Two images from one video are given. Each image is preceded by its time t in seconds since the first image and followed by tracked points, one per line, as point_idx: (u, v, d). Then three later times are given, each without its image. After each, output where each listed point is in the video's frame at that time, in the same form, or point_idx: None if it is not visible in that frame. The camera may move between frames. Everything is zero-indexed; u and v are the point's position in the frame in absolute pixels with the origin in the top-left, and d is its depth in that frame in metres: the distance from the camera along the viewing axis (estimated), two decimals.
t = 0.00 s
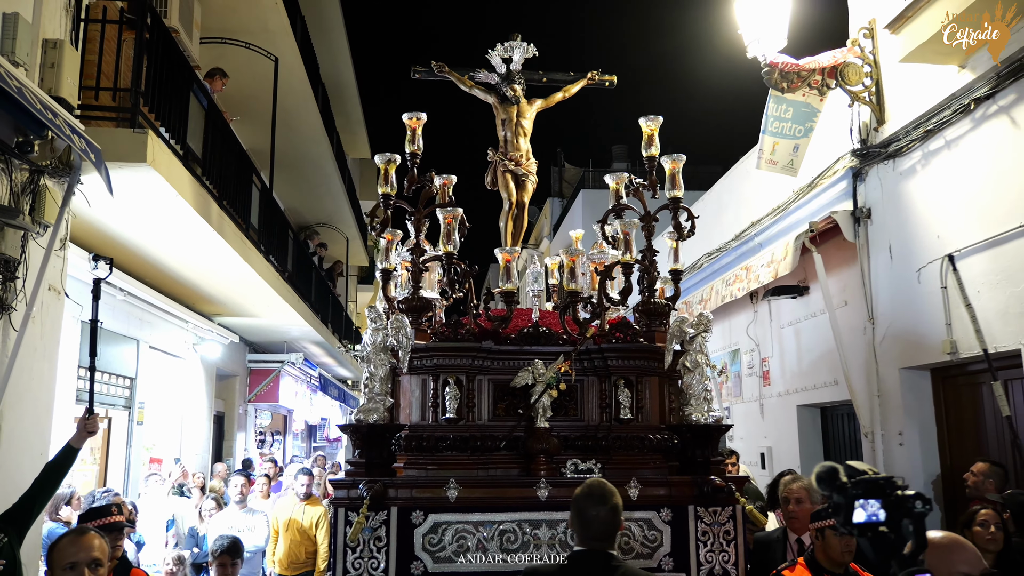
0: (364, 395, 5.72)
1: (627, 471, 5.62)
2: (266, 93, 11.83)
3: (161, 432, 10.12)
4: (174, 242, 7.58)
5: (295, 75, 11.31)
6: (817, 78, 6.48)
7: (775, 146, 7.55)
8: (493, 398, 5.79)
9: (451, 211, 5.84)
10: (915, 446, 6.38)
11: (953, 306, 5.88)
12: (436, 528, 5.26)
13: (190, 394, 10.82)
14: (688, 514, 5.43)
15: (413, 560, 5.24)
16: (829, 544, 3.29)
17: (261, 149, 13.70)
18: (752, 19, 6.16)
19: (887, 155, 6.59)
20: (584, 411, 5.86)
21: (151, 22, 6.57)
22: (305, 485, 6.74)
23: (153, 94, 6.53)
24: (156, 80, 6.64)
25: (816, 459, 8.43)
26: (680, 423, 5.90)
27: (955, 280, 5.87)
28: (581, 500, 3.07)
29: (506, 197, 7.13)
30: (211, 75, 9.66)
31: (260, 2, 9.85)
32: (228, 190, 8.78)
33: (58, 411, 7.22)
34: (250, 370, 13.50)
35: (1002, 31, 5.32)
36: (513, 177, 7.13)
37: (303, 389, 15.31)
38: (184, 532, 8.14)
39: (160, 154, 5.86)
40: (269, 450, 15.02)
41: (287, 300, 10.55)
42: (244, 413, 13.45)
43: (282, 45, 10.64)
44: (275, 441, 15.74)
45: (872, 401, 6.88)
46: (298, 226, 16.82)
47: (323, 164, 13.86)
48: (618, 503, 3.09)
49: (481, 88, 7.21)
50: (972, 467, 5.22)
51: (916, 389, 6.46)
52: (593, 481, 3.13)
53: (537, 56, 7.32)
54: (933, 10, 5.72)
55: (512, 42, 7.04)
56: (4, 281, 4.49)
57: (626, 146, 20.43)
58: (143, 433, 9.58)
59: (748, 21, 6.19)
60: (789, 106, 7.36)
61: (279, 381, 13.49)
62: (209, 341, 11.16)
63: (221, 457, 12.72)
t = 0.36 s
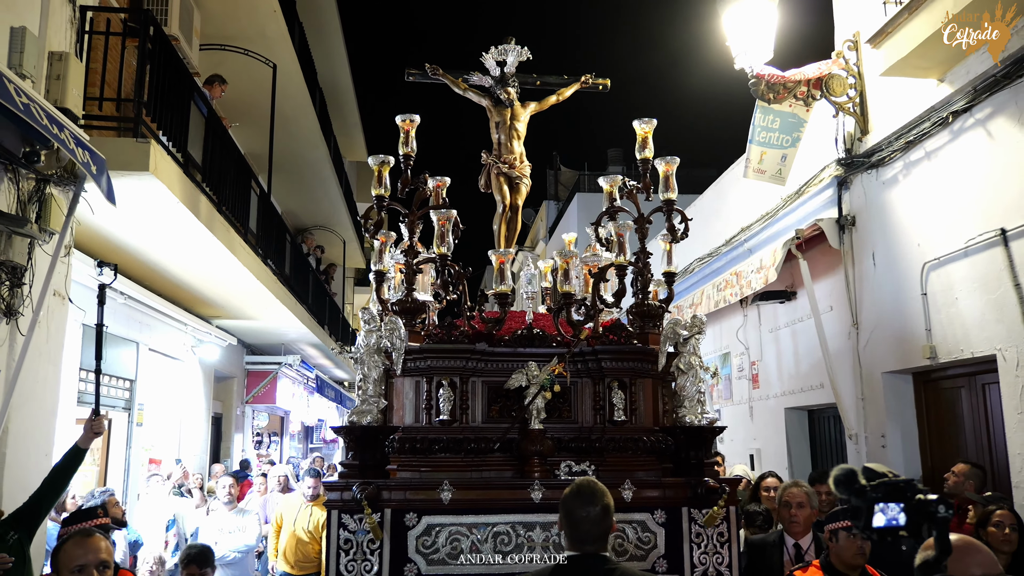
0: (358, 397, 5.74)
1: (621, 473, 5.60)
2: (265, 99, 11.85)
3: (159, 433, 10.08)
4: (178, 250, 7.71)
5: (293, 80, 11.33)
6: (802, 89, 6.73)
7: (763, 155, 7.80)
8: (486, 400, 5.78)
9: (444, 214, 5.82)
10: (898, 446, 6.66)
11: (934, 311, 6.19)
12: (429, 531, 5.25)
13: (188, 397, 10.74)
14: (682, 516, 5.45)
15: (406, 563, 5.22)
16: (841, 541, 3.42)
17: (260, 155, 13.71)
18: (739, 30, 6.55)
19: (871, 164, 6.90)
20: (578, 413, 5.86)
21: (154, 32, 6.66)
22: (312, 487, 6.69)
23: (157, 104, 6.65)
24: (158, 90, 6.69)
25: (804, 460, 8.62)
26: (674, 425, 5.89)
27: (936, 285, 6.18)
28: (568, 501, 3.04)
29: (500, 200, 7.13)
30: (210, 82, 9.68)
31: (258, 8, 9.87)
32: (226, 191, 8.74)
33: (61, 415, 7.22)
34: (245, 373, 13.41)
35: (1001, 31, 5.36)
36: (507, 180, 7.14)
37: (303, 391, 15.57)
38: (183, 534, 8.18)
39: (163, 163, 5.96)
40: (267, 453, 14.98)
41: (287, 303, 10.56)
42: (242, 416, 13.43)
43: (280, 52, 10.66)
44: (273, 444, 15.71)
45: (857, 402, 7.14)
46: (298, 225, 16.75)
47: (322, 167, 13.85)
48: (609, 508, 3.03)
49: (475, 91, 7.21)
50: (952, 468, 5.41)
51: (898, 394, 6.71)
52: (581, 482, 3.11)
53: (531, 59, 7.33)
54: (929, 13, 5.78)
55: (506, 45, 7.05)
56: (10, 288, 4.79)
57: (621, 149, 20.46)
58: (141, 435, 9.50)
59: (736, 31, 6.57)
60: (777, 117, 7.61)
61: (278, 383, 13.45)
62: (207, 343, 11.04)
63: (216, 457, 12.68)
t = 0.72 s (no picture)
0: (349, 398, 5.61)
1: (617, 476, 5.55)
2: (268, 105, 11.79)
3: (163, 433, 10.00)
4: (181, 254, 7.74)
5: (297, 87, 11.27)
6: (796, 98, 6.80)
7: (760, 165, 7.73)
8: (479, 401, 5.74)
9: (437, 213, 5.78)
10: (888, 449, 6.62)
11: (923, 317, 6.16)
12: (420, 533, 5.19)
13: (194, 399, 10.73)
14: (676, 520, 5.38)
15: (397, 565, 5.16)
16: (856, 547, 3.40)
17: (262, 158, 13.63)
18: (734, 39, 6.44)
19: (863, 172, 6.82)
20: (572, 415, 5.80)
21: (162, 42, 6.68)
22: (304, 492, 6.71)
23: (164, 115, 6.64)
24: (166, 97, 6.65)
25: (799, 465, 8.58)
26: (668, 427, 5.86)
27: (926, 292, 6.14)
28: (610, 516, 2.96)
29: (495, 200, 7.08)
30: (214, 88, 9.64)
31: (262, 16, 9.80)
32: (230, 197, 8.64)
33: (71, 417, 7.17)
34: (250, 374, 13.40)
35: (1001, 31, 5.31)
36: (502, 179, 7.08)
37: (303, 393, 15.42)
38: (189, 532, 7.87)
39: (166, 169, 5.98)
40: (267, 454, 14.90)
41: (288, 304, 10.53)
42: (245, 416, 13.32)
43: (284, 59, 10.62)
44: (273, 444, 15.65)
45: (849, 404, 7.11)
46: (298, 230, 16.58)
47: (323, 169, 13.77)
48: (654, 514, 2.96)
49: (469, 89, 7.15)
50: (941, 471, 5.37)
51: (889, 396, 6.68)
52: (626, 490, 3.03)
53: (525, 58, 7.27)
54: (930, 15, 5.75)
55: (500, 43, 6.99)
56: (26, 292, 5.16)
57: (620, 152, 20.42)
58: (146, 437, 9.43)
59: (730, 40, 6.45)
60: (772, 126, 7.54)
61: (279, 384, 13.37)
62: (211, 345, 11.02)
63: (221, 458, 12.64)
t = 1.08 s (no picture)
0: (349, 398, 5.61)
1: (617, 477, 5.53)
2: (272, 111, 11.83)
3: (169, 436, 10.03)
4: (192, 262, 7.89)
5: (301, 92, 11.32)
6: (791, 108, 6.87)
7: (760, 173, 7.89)
8: (479, 402, 5.74)
9: (437, 214, 5.76)
10: (881, 451, 6.71)
11: (913, 322, 6.28)
12: (420, 534, 5.20)
13: (195, 401, 10.74)
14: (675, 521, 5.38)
15: (397, 566, 5.16)
16: (856, 557, 3.45)
17: (265, 162, 13.67)
18: (730, 50, 6.41)
19: (856, 180, 6.96)
20: (571, 416, 5.80)
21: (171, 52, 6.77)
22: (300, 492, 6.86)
23: (176, 123, 6.69)
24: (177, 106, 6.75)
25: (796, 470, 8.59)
26: (668, 428, 5.86)
27: (916, 297, 6.28)
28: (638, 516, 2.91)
29: (496, 202, 7.10)
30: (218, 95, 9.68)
31: (266, 24, 9.84)
32: (238, 204, 8.71)
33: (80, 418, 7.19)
34: (251, 376, 13.41)
35: (1001, 32, 5.34)
36: (504, 182, 7.09)
37: (303, 394, 15.28)
38: (193, 533, 8.07)
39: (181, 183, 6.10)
40: (268, 454, 14.92)
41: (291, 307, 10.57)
42: (247, 417, 13.37)
43: (287, 65, 10.66)
44: (273, 445, 15.66)
45: (841, 406, 7.22)
46: (299, 231, 16.66)
47: (323, 173, 13.80)
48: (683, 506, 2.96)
49: (471, 92, 7.16)
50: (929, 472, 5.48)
51: (881, 399, 6.80)
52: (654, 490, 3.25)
53: (527, 61, 7.28)
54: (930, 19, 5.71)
55: (502, 45, 7.00)
56: (41, 298, 5.19)
57: (620, 156, 20.41)
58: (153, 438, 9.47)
59: (726, 50, 6.42)
60: (770, 135, 7.77)
61: (280, 386, 13.39)
62: (214, 346, 11.18)
63: (222, 459, 12.62)
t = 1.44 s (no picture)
0: (353, 403, 5.60)
1: (621, 482, 5.52)
2: (274, 116, 11.82)
3: (172, 438, 10.04)
4: (202, 271, 8.05)
5: (303, 99, 11.32)
6: (781, 118, 7.16)
7: (754, 183, 7.70)
8: (483, 407, 5.73)
9: (440, 219, 5.75)
10: (869, 454, 6.83)
11: (900, 329, 6.41)
12: (423, 540, 5.17)
13: (196, 405, 10.71)
14: (681, 527, 5.35)
15: (401, 572, 5.13)
16: (845, 559, 3.47)
17: (266, 166, 13.66)
18: (723, 62, 6.59)
19: (845, 189, 7.05)
20: (576, 420, 5.78)
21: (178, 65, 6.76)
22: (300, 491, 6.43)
23: (181, 134, 6.66)
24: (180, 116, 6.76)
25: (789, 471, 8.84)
26: (673, 433, 5.84)
27: (903, 305, 6.39)
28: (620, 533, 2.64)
29: (501, 205, 7.09)
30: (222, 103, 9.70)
31: (267, 30, 9.82)
32: (239, 210, 8.64)
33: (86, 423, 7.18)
34: (251, 379, 13.38)
35: (1001, 32, 5.29)
36: (508, 184, 7.06)
37: (303, 395, 15.31)
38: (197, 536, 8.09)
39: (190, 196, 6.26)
40: (268, 455, 14.91)
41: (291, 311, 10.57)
42: (247, 420, 13.39)
43: (287, 72, 10.64)
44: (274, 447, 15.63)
45: (831, 410, 7.34)
46: (298, 234, 16.68)
47: (324, 177, 13.79)
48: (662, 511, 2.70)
49: (475, 94, 7.14)
50: (914, 475, 5.53)
51: (869, 403, 6.92)
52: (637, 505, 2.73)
53: (532, 62, 7.24)
54: (928, 24, 5.69)
55: (506, 47, 6.98)
56: (50, 305, 5.25)
57: (617, 159, 20.35)
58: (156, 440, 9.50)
59: (719, 63, 6.61)
60: (763, 145, 7.60)
61: (280, 388, 13.35)
62: (214, 350, 11.19)
63: (223, 460, 12.62)
